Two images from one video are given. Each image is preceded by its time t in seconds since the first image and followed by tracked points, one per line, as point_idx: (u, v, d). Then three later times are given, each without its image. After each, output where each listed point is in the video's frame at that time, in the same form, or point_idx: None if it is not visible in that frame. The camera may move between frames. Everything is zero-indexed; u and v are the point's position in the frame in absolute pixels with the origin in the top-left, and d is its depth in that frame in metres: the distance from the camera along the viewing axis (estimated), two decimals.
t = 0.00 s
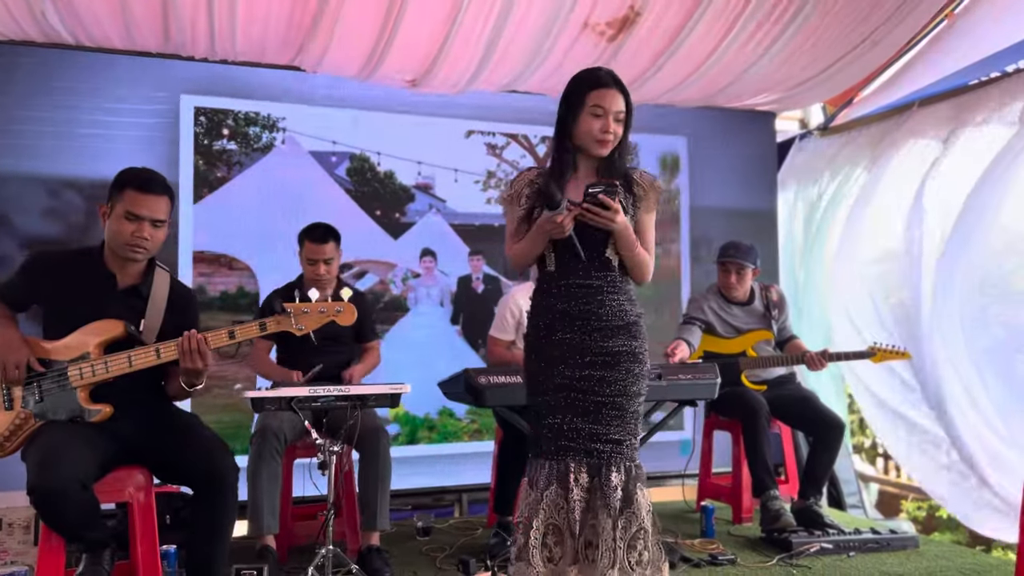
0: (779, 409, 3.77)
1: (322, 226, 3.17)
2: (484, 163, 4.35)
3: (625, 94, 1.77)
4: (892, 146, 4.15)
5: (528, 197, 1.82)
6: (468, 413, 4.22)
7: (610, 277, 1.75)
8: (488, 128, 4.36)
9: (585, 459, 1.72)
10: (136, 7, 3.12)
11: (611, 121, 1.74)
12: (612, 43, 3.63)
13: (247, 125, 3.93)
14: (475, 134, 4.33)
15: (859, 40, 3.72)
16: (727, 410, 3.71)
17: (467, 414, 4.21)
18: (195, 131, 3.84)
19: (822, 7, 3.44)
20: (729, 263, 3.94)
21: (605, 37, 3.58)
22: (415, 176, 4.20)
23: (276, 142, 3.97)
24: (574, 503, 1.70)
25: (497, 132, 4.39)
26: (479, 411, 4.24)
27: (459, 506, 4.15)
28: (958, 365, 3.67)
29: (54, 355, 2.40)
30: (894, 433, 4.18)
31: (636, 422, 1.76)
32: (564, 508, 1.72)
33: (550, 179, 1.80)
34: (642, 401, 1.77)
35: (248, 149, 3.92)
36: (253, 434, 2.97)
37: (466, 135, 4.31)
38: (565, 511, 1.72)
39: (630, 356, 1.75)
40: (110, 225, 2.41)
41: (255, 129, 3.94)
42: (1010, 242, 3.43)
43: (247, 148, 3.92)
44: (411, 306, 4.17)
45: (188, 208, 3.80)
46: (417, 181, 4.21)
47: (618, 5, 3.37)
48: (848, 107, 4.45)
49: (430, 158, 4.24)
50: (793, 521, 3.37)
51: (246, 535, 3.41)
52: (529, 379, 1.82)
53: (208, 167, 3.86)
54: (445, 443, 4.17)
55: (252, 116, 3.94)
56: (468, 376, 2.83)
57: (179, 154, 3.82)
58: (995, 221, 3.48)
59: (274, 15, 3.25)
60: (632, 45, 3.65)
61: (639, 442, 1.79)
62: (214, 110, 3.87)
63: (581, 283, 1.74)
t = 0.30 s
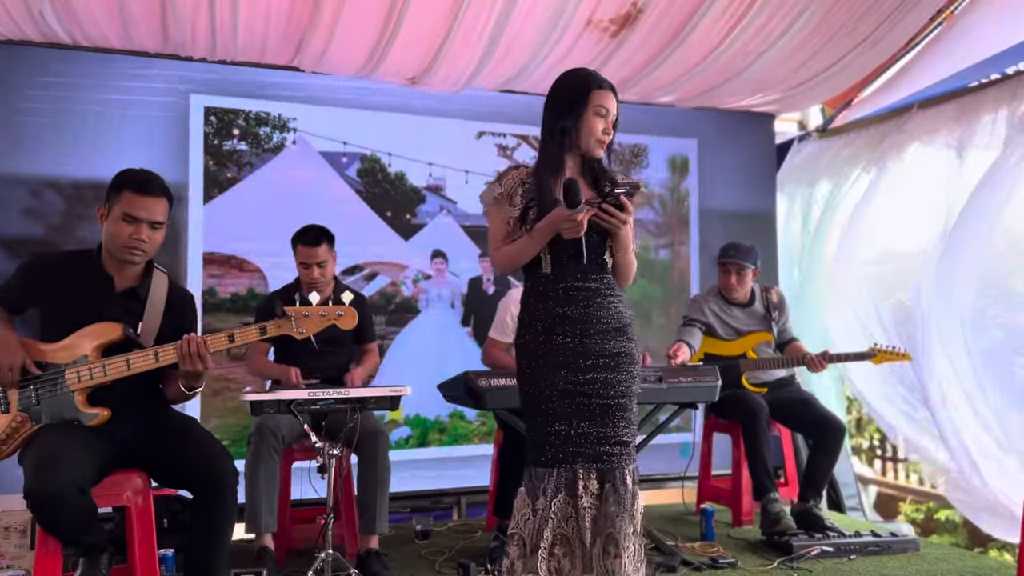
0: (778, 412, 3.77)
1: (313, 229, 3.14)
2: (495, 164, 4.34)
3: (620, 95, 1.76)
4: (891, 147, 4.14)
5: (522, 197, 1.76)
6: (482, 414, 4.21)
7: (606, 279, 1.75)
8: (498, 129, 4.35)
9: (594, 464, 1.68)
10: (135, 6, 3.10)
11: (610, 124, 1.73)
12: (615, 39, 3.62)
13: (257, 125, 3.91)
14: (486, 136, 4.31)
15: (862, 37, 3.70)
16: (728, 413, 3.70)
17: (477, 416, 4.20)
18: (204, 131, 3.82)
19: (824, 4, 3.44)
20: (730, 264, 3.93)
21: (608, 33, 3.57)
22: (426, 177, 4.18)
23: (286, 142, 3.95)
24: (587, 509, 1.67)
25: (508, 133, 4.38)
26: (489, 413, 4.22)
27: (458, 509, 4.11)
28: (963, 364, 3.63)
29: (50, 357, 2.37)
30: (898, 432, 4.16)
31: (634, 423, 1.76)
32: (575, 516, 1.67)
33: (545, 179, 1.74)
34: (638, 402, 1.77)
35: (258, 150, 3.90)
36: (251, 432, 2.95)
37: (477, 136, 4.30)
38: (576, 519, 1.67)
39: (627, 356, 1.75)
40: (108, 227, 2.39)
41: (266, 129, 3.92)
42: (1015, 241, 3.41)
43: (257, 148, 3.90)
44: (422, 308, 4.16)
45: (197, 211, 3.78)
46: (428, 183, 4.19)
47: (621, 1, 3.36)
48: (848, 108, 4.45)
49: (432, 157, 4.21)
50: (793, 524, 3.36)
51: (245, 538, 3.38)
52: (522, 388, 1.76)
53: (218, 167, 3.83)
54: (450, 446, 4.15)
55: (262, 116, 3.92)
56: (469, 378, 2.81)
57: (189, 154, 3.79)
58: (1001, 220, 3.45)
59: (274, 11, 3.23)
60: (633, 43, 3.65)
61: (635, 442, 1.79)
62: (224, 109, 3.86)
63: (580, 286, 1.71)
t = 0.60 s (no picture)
0: (776, 416, 3.76)
1: (306, 232, 3.13)
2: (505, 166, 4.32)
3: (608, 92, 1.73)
4: (889, 150, 4.14)
5: (518, 198, 1.73)
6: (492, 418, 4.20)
7: (605, 281, 1.73)
8: (507, 130, 4.34)
9: (602, 467, 1.67)
10: (130, 5, 3.07)
11: (598, 120, 1.70)
12: (612, 42, 3.61)
13: (267, 126, 3.88)
14: (495, 137, 4.30)
15: (862, 37, 3.68)
16: (726, 417, 3.70)
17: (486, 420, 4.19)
18: (212, 131, 3.78)
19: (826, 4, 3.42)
20: (730, 266, 3.92)
21: (606, 35, 3.57)
22: (435, 179, 4.17)
23: (295, 143, 3.92)
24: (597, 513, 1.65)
25: (516, 135, 4.37)
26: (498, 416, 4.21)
27: (455, 512, 4.07)
28: (955, 368, 3.66)
29: (43, 360, 2.33)
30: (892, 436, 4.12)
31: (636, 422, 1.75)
32: (586, 521, 1.66)
33: (540, 179, 1.71)
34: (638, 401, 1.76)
35: (267, 150, 3.87)
36: (248, 439, 2.93)
37: (486, 138, 4.28)
38: (587, 523, 1.66)
39: (628, 357, 1.73)
40: (103, 228, 2.36)
41: (275, 129, 3.89)
42: (1009, 245, 3.40)
43: (266, 149, 3.87)
44: (431, 310, 4.14)
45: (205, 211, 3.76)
46: (437, 185, 4.18)
47: (618, 3, 3.36)
48: (846, 109, 4.41)
49: (435, 155, 4.18)
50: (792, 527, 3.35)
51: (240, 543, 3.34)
52: (523, 394, 1.74)
53: (226, 168, 3.80)
54: (451, 451, 4.11)
55: (271, 116, 3.89)
56: (467, 382, 2.79)
57: (196, 156, 3.76)
58: (990, 227, 3.48)
59: (270, 12, 3.21)
60: (630, 45, 3.64)
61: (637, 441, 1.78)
62: (232, 110, 3.82)
63: (580, 289, 1.69)
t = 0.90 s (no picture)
0: (765, 418, 3.74)
1: (291, 234, 3.09)
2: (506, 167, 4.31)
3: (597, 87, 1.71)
4: (880, 153, 4.11)
5: (507, 198, 1.71)
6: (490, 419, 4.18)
7: (597, 281, 1.69)
8: (508, 132, 4.33)
9: (590, 471, 1.65)
10: (114, 4, 3.03)
11: (584, 114, 1.66)
12: (602, 46, 3.61)
13: (267, 126, 3.84)
14: (496, 139, 4.29)
15: (853, 36, 3.66)
16: (715, 420, 3.68)
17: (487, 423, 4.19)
18: (212, 131, 3.74)
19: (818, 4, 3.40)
20: (721, 267, 3.90)
21: (596, 39, 3.56)
22: (437, 180, 4.15)
23: (296, 143, 3.89)
24: (579, 519, 1.63)
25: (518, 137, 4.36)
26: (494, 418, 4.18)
27: (444, 516, 4.04)
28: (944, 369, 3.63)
29: (23, 362, 2.28)
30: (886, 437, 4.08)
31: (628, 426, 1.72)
32: (573, 525, 1.64)
33: (528, 178, 1.69)
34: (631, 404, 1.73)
35: (268, 151, 3.84)
36: (233, 441, 2.89)
37: (488, 139, 4.27)
38: (575, 528, 1.64)
39: (620, 358, 1.70)
40: (85, 229, 2.33)
41: (276, 129, 3.85)
42: (998, 248, 3.38)
43: (267, 150, 3.83)
44: (433, 313, 4.12)
45: (205, 214, 3.72)
46: (439, 186, 4.16)
47: (608, 7, 3.35)
48: (837, 111, 4.40)
49: (431, 155, 4.15)
50: (782, 531, 3.33)
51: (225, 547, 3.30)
52: (512, 397, 1.72)
53: (226, 168, 3.76)
54: (443, 454, 4.08)
55: (272, 116, 3.86)
56: (456, 385, 2.77)
57: (195, 159, 3.73)
58: (980, 229, 3.46)
59: (258, 15, 3.19)
60: (620, 49, 3.64)
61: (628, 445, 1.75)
62: (232, 110, 3.78)
63: (569, 290, 1.66)
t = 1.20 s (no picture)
0: (752, 422, 3.73)
1: (273, 238, 3.07)
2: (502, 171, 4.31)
3: (590, 83, 1.67)
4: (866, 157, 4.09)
5: (502, 199, 1.67)
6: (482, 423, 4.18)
7: (595, 287, 1.65)
8: (505, 136, 4.33)
9: (583, 486, 1.59)
10: (96, 6, 3.02)
11: (576, 111, 1.62)
12: (584, 51, 3.62)
13: (263, 129, 3.83)
14: (493, 143, 4.29)
15: (836, 39, 3.67)
16: (701, 425, 3.67)
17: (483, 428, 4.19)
18: (206, 135, 3.74)
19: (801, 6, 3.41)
20: (705, 268, 3.90)
21: (578, 44, 3.58)
22: (434, 185, 4.15)
23: (292, 147, 3.88)
24: (571, 535, 1.57)
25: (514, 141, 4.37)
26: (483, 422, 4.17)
27: (428, 522, 4.02)
28: (930, 374, 3.63)
29: None
30: (872, 441, 4.08)
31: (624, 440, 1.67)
32: (564, 543, 1.58)
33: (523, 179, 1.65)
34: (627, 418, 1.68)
35: (263, 155, 3.83)
36: (213, 448, 2.87)
37: (485, 143, 4.28)
38: (566, 546, 1.58)
39: (618, 369, 1.65)
40: (62, 234, 2.31)
41: (271, 133, 3.85)
42: (982, 254, 3.39)
43: (263, 154, 3.83)
44: (429, 317, 4.13)
45: (199, 217, 3.71)
46: (435, 190, 4.16)
47: (589, 11, 3.37)
48: (823, 116, 4.41)
49: (426, 159, 4.14)
50: (767, 536, 3.32)
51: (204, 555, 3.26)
52: (506, 405, 1.66)
53: (221, 172, 3.76)
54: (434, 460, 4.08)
55: (268, 120, 3.85)
56: (438, 391, 2.76)
57: (190, 160, 3.71)
58: (964, 234, 3.45)
59: (238, 19, 3.19)
60: (603, 53, 3.64)
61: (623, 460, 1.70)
62: (228, 113, 3.78)
63: (567, 296, 1.61)
